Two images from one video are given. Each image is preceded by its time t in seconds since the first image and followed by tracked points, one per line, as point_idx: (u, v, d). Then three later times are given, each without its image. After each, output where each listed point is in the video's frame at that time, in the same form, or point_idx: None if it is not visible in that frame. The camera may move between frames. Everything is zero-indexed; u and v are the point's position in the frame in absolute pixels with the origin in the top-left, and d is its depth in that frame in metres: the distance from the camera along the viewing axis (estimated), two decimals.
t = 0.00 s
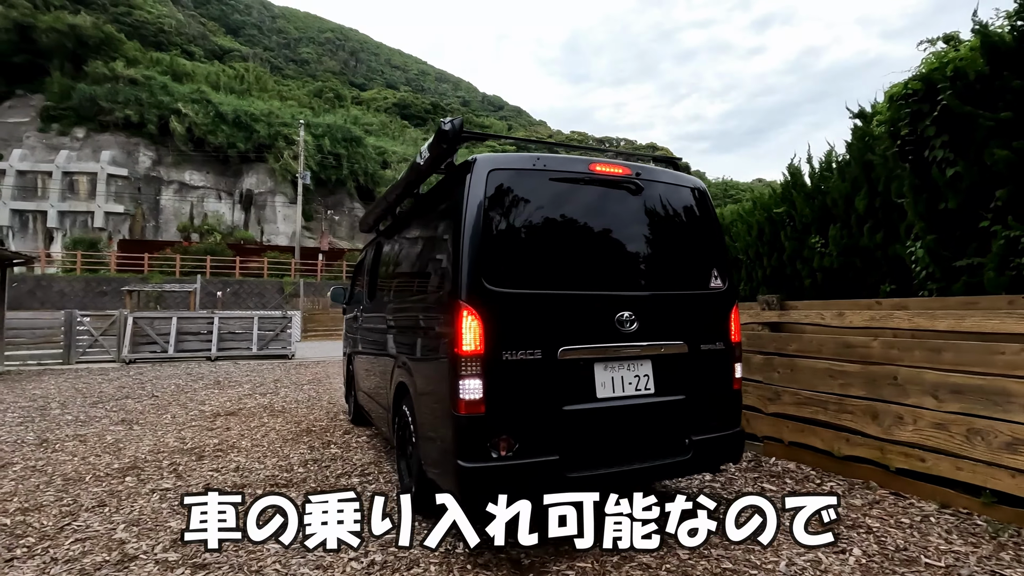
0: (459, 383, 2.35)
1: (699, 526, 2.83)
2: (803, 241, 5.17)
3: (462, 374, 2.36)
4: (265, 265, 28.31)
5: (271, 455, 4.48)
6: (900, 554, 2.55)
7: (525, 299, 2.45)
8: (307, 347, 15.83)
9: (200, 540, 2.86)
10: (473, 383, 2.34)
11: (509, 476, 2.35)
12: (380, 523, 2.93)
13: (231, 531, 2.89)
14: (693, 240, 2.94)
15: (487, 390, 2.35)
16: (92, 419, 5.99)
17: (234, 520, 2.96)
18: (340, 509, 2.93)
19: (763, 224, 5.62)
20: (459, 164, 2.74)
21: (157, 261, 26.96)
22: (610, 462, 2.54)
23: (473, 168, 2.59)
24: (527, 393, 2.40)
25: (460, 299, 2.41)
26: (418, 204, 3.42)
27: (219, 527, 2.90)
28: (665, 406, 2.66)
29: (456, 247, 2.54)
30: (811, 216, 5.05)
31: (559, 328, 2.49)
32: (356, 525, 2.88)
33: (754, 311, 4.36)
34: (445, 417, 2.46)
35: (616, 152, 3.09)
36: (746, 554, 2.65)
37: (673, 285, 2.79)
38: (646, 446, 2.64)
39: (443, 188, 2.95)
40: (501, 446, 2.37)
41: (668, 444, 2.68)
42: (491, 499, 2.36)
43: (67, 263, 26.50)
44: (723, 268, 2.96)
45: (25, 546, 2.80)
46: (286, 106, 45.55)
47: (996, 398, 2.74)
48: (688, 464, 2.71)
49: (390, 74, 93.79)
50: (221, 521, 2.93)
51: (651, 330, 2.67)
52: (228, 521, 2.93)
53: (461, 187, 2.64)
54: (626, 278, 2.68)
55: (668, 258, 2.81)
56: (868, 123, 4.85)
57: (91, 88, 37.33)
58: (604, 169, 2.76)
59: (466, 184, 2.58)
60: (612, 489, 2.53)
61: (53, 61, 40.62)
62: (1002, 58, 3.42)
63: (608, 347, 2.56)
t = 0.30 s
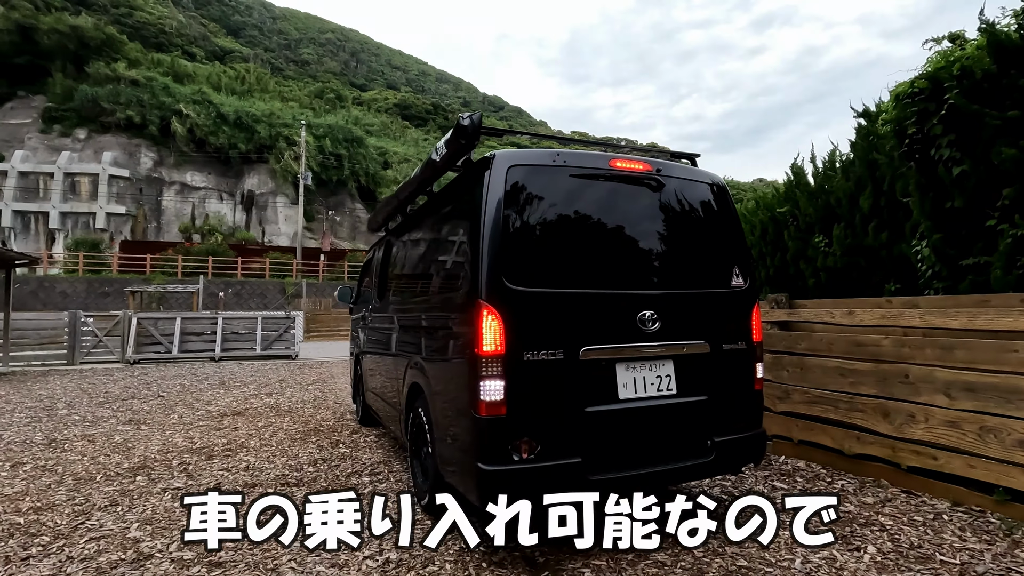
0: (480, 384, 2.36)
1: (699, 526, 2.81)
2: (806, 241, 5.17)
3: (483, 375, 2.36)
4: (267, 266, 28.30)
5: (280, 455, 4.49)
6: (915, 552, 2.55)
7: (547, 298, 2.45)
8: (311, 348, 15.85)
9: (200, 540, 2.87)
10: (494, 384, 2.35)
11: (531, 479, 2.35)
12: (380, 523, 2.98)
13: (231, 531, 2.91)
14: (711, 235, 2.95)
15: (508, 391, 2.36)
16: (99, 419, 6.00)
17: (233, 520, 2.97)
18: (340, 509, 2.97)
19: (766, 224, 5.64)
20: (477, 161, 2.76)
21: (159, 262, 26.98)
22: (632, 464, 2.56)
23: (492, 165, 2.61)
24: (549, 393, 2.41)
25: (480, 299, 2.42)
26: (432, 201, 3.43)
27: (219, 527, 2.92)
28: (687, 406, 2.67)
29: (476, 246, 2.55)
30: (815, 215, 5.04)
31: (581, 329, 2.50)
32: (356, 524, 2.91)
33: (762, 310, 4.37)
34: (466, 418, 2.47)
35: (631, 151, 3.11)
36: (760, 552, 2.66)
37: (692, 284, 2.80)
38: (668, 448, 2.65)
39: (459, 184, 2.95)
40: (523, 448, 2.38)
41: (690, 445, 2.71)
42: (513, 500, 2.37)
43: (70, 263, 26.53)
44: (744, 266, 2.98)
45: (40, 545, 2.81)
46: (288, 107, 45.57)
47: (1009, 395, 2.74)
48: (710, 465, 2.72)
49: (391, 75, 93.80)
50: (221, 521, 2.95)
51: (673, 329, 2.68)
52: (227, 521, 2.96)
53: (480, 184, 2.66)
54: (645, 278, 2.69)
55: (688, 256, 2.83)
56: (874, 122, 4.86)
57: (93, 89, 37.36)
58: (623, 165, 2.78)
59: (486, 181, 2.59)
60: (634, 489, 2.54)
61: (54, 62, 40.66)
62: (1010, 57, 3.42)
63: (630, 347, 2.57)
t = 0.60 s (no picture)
0: (489, 383, 2.38)
1: (699, 526, 2.83)
2: (807, 240, 5.20)
3: (492, 374, 2.39)
4: (268, 268, 28.33)
5: (287, 455, 4.51)
6: (920, 549, 2.58)
7: (555, 297, 2.48)
8: (313, 349, 15.90)
9: (200, 541, 2.89)
10: (503, 382, 2.38)
11: (540, 476, 2.37)
12: (380, 523, 3.01)
13: (231, 531, 2.93)
14: (715, 235, 2.98)
15: (517, 389, 2.38)
16: (105, 420, 6.02)
17: (233, 521, 3.00)
18: (340, 509, 3.00)
19: (767, 224, 5.67)
20: (484, 162, 2.79)
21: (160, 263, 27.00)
22: (640, 461, 2.58)
23: (499, 166, 2.64)
24: (557, 391, 2.44)
25: (489, 298, 2.44)
26: (437, 202, 3.46)
27: (221, 526, 2.95)
28: (693, 403, 2.70)
29: (484, 246, 2.57)
30: (816, 215, 5.07)
31: (589, 327, 2.52)
32: (356, 524, 2.93)
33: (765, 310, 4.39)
34: (475, 416, 2.50)
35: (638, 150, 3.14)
36: (768, 550, 2.69)
37: (696, 283, 2.83)
38: (675, 445, 2.68)
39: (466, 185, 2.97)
40: (532, 445, 2.40)
41: (697, 442, 2.73)
42: (523, 497, 2.40)
43: (71, 265, 26.56)
44: (748, 264, 3.01)
45: (52, 545, 2.84)
46: (288, 108, 45.61)
47: (1013, 394, 2.76)
48: (716, 462, 2.75)
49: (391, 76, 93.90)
50: (223, 520, 2.98)
51: (679, 327, 2.71)
52: (228, 521, 2.98)
53: (487, 185, 2.69)
54: (652, 277, 2.72)
55: (694, 255, 2.86)
56: (874, 123, 4.89)
57: (93, 91, 37.39)
58: (630, 166, 2.82)
59: (494, 182, 2.62)
60: (643, 486, 2.57)
61: (54, 65, 40.71)
62: (1010, 57, 3.45)
63: (637, 345, 2.59)
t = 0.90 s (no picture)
0: (489, 386, 2.37)
1: (699, 526, 2.83)
2: (807, 241, 5.19)
3: (492, 377, 2.38)
4: (267, 269, 28.35)
5: (285, 458, 4.49)
6: (922, 552, 2.56)
7: (555, 300, 2.47)
8: (313, 351, 15.89)
9: (200, 541, 2.92)
10: (502, 385, 2.37)
11: (540, 480, 2.36)
12: (380, 523, 3.03)
13: (231, 531, 2.96)
14: (716, 236, 2.97)
15: (517, 393, 2.37)
16: (104, 423, 6.01)
17: (233, 521, 3.02)
18: (340, 509, 3.01)
19: (767, 224, 5.67)
20: (484, 164, 2.78)
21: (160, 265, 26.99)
22: (639, 465, 2.57)
23: (499, 168, 2.63)
24: (557, 394, 2.42)
25: (489, 301, 2.43)
26: (437, 205, 3.45)
27: (220, 527, 2.97)
28: (693, 407, 2.68)
29: (484, 248, 2.56)
30: (816, 216, 5.06)
31: (589, 330, 2.51)
32: (356, 524, 2.95)
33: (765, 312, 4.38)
34: (475, 419, 2.48)
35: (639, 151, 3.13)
36: (768, 553, 2.67)
37: (695, 286, 2.81)
38: (675, 448, 2.67)
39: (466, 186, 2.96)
40: (532, 448, 2.39)
41: (697, 446, 2.72)
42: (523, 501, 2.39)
43: (70, 267, 26.56)
44: (748, 266, 3.00)
45: (49, 549, 2.83)
46: (287, 110, 45.61)
47: (1014, 396, 2.75)
48: (716, 466, 2.74)
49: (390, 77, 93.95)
50: (222, 521, 3.00)
51: (679, 330, 2.70)
52: (227, 521, 3.00)
53: (487, 187, 2.68)
54: (651, 280, 2.70)
55: (693, 257, 2.85)
56: (874, 123, 4.88)
57: (93, 93, 37.38)
58: (630, 168, 2.81)
59: (494, 185, 2.61)
60: (643, 490, 2.56)
61: (54, 66, 40.73)
62: (1010, 58, 3.45)
63: (636, 348, 2.58)
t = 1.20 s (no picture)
0: (482, 387, 2.36)
1: (699, 526, 2.81)
2: (806, 241, 5.18)
3: (485, 379, 2.36)
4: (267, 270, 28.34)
5: (282, 459, 4.48)
6: (919, 553, 2.54)
7: (549, 300, 2.45)
8: (312, 352, 15.88)
9: (200, 540, 2.92)
10: (495, 386, 2.35)
11: (534, 481, 2.34)
12: (380, 522, 3.01)
13: (231, 531, 2.96)
14: (713, 236, 2.96)
15: (510, 394, 2.35)
16: (100, 425, 5.99)
17: (234, 521, 3.03)
18: (340, 509, 3.01)
19: (766, 224, 5.65)
20: (478, 164, 2.76)
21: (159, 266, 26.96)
22: (635, 466, 2.56)
23: (493, 167, 2.62)
24: (551, 395, 2.41)
25: (482, 301, 2.42)
26: (432, 205, 3.43)
27: (219, 527, 2.97)
28: (690, 407, 2.67)
29: (477, 248, 2.54)
30: (815, 216, 5.05)
31: (583, 331, 2.49)
32: (356, 524, 2.95)
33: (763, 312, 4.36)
34: (469, 421, 2.47)
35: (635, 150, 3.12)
36: (765, 553, 2.66)
37: (691, 285, 2.79)
38: (671, 449, 2.65)
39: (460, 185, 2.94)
40: (526, 450, 2.37)
41: (693, 447, 2.71)
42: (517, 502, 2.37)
43: (70, 269, 26.53)
44: (745, 266, 2.98)
45: (42, 552, 2.81)
46: (286, 111, 45.60)
47: (1012, 396, 2.73)
48: (713, 466, 2.72)
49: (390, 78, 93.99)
50: (221, 521, 3.00)
51: (674, 330, 2.68)
52: (228, 521, 3.01)
53: (481, 187, 2.66)
54: (647, 279, 2.69)
55: (689, 257, 2.83)
56: (873, 122, 4.87)
57: (92, 95, 37.38)
58: (625, 167, 2.79)
59: (487, 184, 2.59)
60: (639, 491, 2.54)
61: (54, 68, 40.72)
62: (1008, 57, 3.44)
63: (631, 348, 2.57)
